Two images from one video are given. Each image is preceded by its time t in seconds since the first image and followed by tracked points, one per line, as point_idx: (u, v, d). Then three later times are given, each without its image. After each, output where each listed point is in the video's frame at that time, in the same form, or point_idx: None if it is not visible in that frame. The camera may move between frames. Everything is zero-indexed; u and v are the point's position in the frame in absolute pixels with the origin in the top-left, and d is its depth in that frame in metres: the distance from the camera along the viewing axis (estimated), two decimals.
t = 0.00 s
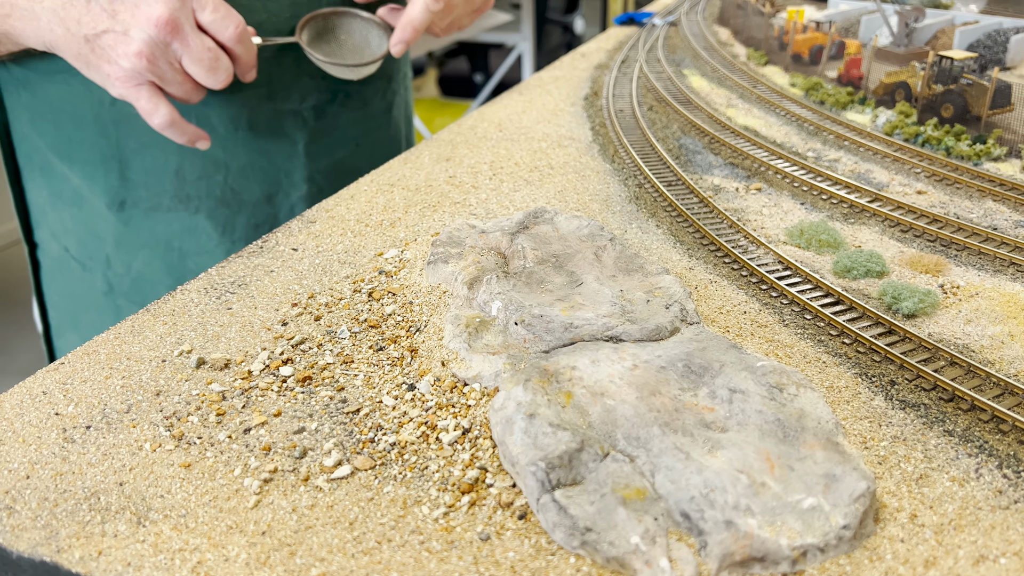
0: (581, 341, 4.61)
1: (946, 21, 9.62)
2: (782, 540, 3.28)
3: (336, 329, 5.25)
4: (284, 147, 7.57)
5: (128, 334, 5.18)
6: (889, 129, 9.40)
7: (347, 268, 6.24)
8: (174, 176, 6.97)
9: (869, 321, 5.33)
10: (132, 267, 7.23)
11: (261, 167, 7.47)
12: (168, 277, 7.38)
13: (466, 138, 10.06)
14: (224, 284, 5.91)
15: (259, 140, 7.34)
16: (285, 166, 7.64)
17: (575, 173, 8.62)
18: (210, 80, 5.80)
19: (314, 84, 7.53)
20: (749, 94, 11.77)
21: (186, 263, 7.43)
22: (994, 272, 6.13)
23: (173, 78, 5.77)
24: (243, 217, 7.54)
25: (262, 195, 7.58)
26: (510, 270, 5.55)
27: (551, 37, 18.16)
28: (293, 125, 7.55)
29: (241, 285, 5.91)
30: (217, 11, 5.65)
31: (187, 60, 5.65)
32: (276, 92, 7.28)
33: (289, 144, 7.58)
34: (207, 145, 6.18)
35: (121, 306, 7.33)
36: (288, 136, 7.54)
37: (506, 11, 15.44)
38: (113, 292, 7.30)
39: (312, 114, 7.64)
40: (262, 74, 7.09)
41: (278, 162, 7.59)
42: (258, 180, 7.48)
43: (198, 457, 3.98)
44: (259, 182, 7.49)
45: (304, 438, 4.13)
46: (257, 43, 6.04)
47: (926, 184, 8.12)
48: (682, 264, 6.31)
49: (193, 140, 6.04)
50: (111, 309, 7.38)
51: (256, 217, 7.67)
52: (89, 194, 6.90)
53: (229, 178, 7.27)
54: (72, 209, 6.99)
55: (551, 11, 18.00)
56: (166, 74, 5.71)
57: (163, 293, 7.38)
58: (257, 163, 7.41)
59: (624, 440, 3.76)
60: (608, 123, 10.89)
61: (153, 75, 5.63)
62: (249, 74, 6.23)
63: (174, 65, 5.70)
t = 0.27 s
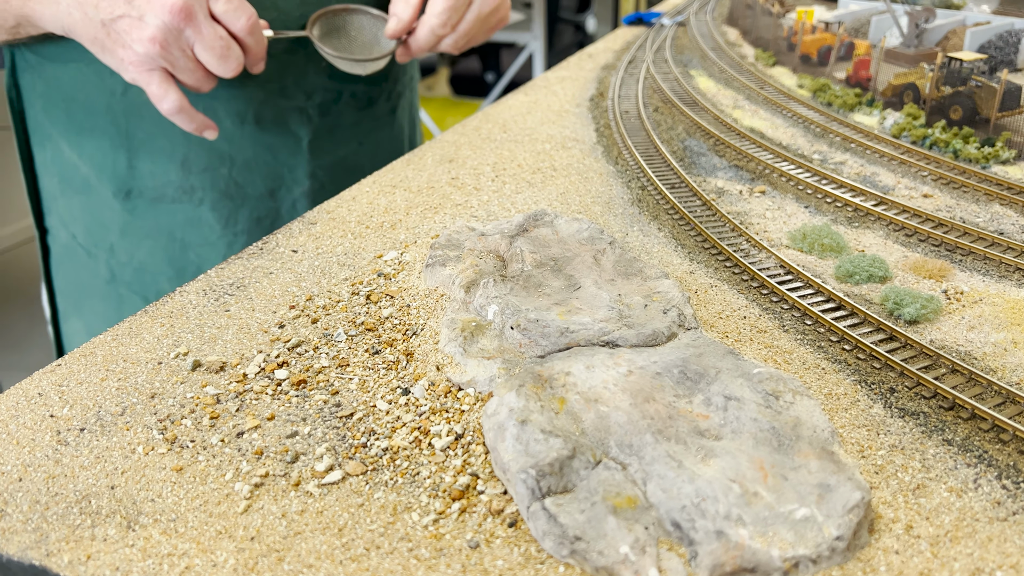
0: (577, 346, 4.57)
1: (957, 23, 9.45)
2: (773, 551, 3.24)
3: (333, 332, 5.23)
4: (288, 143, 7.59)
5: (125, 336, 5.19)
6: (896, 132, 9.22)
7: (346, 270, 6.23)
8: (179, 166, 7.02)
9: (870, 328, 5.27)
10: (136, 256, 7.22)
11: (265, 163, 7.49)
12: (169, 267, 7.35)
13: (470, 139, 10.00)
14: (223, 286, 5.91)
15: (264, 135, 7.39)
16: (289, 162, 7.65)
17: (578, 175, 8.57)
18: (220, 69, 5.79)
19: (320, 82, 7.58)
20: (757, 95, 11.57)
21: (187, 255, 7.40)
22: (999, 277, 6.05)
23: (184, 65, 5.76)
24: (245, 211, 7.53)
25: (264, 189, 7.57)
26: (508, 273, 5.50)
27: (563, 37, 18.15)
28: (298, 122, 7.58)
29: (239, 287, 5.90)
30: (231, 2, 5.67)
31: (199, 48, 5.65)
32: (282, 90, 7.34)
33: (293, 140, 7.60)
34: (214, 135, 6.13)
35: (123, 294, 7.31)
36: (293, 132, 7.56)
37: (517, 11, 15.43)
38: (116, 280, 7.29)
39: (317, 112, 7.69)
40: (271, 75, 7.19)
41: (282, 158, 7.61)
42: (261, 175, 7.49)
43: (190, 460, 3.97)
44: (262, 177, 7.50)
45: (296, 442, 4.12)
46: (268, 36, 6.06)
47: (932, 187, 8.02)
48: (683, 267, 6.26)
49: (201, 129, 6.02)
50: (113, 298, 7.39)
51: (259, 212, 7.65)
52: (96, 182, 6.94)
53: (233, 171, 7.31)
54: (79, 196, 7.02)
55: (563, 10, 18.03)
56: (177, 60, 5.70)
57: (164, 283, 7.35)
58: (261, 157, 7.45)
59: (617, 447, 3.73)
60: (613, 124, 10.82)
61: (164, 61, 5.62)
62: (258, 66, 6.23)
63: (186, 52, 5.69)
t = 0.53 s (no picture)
0: (574, 352, 4.54)
1: (966, 23, 9.07)
2: (766, 562, 3.21)
3: (330, 336, 5.23)
4: (280, 144, 7.56)
5: (123, 340, 5.20)
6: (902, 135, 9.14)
7: (344, 273, 6.22)
8: (173, 159, 7.03)
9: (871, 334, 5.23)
10: (129, 242, 7.25)
11: (256, 162, 7.47)
12: (161, 255, 7.37)
13: (472, 141, 9.96)
14: (222, 289, 5.92)
15: (257, 135, 7.37)
16: (280, 162, 7.62)
17: (580, 177, 8.53)
18: (211, 69, 5.81)
19: (314, 87, 7.54)
20: (762, 96, 11.47)
21: (179, 244, 7.42)
22: (1003, 283, 5.98)
23: (178, 61, 5.78)
24: (236, 207, 7.49)
25: (255, 187, 7.54)
26: (506, 277, 5.45)
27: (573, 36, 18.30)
28: (290, 125, 7.56)
29: (238, 290, 5.91)
30: (228, 8, 5.66)
31: (193, 47, 5.66)
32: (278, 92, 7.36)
33: (285, 142, 7.57)
34: (199, 134, 6.16)
35: (116, 276, 7.35)
36: (285, 134, 7.53)
37: (527, 11, 15.47)
38: (110, 263, 7.33)
39: (310, 116, 7.66)
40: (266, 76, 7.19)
41: (274, 157, 7.58)
42: (253, 172, 7.47)
43: (184, 466, 3.98)
44: (254, 174, 7.48)
45: (290, 448, 4.11)
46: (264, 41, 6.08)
47: (937, 191, 7.94)
48: (683, 272, 6.22)
49: (187, 126, 6.07)
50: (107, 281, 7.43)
51: (250, 208, 7.62)
52: (94, 168, 6.98)
53: (226, 168, 7.29)
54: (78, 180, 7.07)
55: (573, 9, 18.05)
56: (171, 56, 5.72)
57: (156, 270, 7.38)
58: (254, 156, 7.42)
59: (610, 455, 3.70)
60: (617, 126, 10.77)
61: (158, 56, 5.65)
62: (250, 70, 6.26)
63: (180, 49, 5.71)
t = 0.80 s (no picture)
0: (575, 357, 4.49)
1: (975, 23, 8.99)
2: (767, 572, 3.17)
3: (330, 339, 5.20)
4: (267, 138, 7.52)
5: (124, 343, 5.19)
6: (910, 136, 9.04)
7: (346, 276, 6.19)
8: (160, 153, 7.02)
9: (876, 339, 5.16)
10: (118, 238, 7.19)
11: (244, 157, 7.43)
12: (150, 251, 7.31)
13: (476, 142, 9.91)
14: (223, 292, 5.91)
15: (244, 129, 7.35)
16: (266, 157, 7.57)
17: (584, 179, 8.48)
18: (196, 60, 5.81)
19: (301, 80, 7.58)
20: (768, 97, 11.39)
21: (168, 240, 7.35)
22: (1011, 287, 5.90)
23: (162, 54, 5.79)
24: (224, 202, 7.43)
25: (243, 182, 7.48)
26: (508, 280, 5.39)
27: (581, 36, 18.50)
28: (277, 119, 7.54)
29: (240, 293, 5.89)
30: None
31: (176, 38, 5.66)
32: (262, 88, 7.37)
33: (271, 137, 7.54)
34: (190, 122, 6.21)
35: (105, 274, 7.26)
36: (272, 127, 7.51)
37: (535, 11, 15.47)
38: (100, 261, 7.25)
39: (297, 110, 7.66)
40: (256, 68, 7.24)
41: (261, 152, 7.54)
42: (240, 167, 7.43)
43: (182, 470, 3.97)
44: (240, 169, 7.43)
45: (289, 453, 4.09)
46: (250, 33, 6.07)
47: (945, 193, 7.86)
48: (687, 275, 6.17)
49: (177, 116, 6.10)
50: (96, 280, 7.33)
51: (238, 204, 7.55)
52: (84, 164, 6.96)
53: (213, 163, 7.26)
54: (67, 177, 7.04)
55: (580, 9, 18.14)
56: (154, 49, 5.72)
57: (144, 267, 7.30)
58: (241, 151, 7.39)
59: (611, 462, 3.66)
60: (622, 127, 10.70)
61: (141, 49, 5.65)
62: (240, 64, 6.25)
63: (164, 41, 5.71)
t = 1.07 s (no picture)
0: (574, 354, 4.45)
1: (980, 20, 9.01)
2: (767, 571, 3.13)
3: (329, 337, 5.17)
4: (224, 143, 7.34)
5: (122, 340, 5.18)
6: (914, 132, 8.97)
7: (346, 273, 6.16)
8: (115, 164, 6.91)
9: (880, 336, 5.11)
10: (80, 251, 7.11)
11: (201, 163, 7.27)
12: (113, 262, 7.27)
13: (478, 139, 9.87)
14: (222, 289, 5.88)
15: (200, 135, 7.19)
16: (225, 162, 7.41)
17: (585, 176, 8.43)
18: (142, 59, 5.74)
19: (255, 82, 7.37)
20: (772, 94, 11.33)
21: (130, 251, 7.31)
22: (1016, 284, 5.85)
23: (107, 53, 5.71)
24: (184, 210, 7.32)
25: (202, 189, 7.35)
26: (508, 278, 5.35)
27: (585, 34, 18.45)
28: (234, 124, 7.34)
29: (239, 290, 5.87)
30: None
31: (121, 35, 5.61)
32: (216, 91, 7.17)
33: (229, 141, 7.36)
34: (138, 126, 6.09)
35: (70, 288, 7.21)
36: (229, 132, 7.32)
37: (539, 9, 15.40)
38: (64, 274, 7.18)
39: (254, 113, 7.46)
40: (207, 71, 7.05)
41: (218, 157, 7.38)
42: (198, 173, 7.29)
43: (178, 468, 3.95)
44: (199, 176, 7.29)
45: (286, 450, 4.07)
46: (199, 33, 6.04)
47: (949, 190, 7.79)
48: (688, 272, 6.13)
49: (124, 118, 5.98)
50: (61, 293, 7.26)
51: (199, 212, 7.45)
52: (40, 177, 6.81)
53: (170, 171, 7.13)
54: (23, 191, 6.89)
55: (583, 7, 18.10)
56: (98, 48, 5.65)
57: (109, 279, 7.27)
58: (198, 157, 7.24)
59: (610, 460, 3.62)
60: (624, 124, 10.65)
61: (84, 47, 5.58)
62: (193, 66, 6.19)
63: (109, 39, 5.65)
